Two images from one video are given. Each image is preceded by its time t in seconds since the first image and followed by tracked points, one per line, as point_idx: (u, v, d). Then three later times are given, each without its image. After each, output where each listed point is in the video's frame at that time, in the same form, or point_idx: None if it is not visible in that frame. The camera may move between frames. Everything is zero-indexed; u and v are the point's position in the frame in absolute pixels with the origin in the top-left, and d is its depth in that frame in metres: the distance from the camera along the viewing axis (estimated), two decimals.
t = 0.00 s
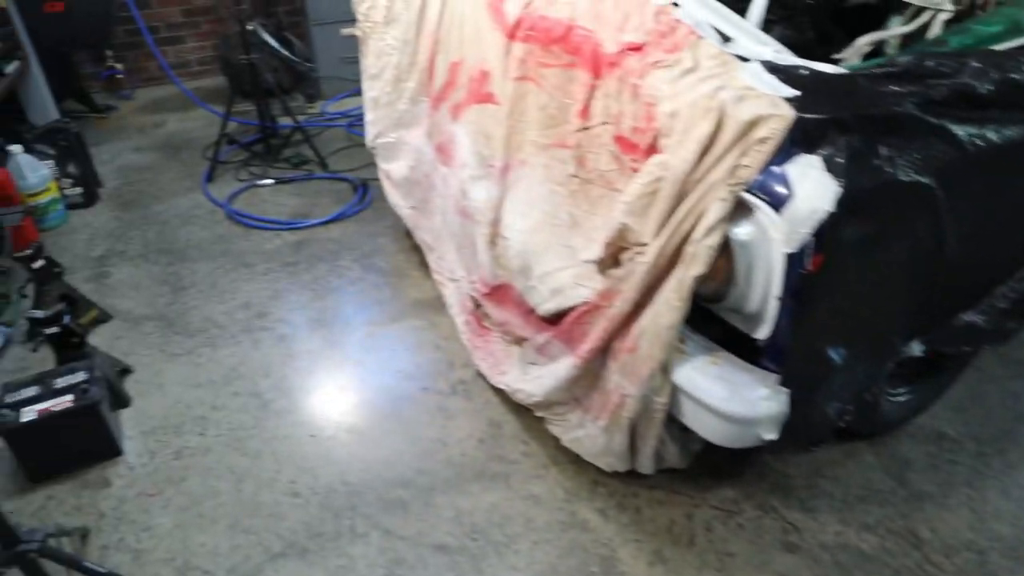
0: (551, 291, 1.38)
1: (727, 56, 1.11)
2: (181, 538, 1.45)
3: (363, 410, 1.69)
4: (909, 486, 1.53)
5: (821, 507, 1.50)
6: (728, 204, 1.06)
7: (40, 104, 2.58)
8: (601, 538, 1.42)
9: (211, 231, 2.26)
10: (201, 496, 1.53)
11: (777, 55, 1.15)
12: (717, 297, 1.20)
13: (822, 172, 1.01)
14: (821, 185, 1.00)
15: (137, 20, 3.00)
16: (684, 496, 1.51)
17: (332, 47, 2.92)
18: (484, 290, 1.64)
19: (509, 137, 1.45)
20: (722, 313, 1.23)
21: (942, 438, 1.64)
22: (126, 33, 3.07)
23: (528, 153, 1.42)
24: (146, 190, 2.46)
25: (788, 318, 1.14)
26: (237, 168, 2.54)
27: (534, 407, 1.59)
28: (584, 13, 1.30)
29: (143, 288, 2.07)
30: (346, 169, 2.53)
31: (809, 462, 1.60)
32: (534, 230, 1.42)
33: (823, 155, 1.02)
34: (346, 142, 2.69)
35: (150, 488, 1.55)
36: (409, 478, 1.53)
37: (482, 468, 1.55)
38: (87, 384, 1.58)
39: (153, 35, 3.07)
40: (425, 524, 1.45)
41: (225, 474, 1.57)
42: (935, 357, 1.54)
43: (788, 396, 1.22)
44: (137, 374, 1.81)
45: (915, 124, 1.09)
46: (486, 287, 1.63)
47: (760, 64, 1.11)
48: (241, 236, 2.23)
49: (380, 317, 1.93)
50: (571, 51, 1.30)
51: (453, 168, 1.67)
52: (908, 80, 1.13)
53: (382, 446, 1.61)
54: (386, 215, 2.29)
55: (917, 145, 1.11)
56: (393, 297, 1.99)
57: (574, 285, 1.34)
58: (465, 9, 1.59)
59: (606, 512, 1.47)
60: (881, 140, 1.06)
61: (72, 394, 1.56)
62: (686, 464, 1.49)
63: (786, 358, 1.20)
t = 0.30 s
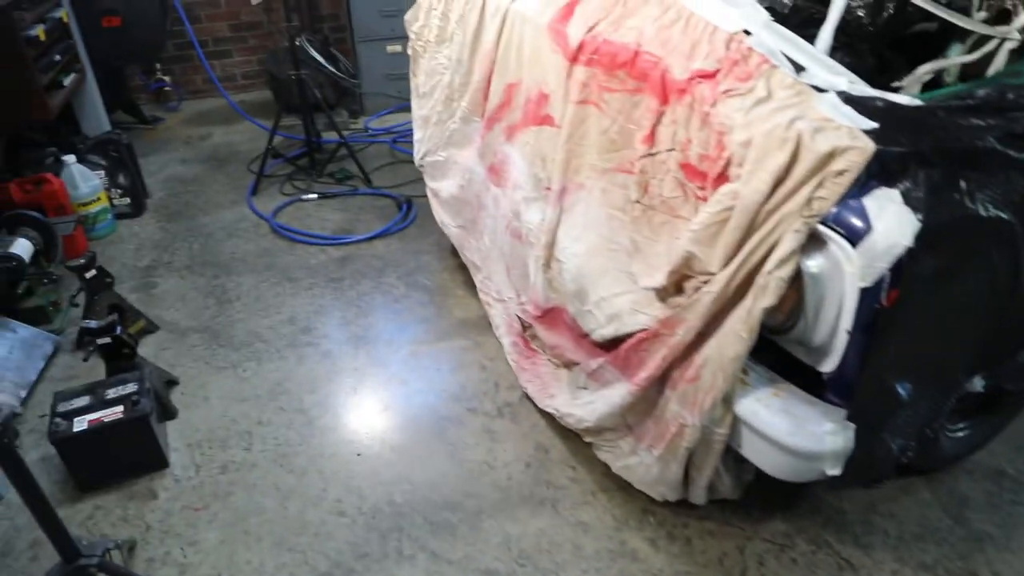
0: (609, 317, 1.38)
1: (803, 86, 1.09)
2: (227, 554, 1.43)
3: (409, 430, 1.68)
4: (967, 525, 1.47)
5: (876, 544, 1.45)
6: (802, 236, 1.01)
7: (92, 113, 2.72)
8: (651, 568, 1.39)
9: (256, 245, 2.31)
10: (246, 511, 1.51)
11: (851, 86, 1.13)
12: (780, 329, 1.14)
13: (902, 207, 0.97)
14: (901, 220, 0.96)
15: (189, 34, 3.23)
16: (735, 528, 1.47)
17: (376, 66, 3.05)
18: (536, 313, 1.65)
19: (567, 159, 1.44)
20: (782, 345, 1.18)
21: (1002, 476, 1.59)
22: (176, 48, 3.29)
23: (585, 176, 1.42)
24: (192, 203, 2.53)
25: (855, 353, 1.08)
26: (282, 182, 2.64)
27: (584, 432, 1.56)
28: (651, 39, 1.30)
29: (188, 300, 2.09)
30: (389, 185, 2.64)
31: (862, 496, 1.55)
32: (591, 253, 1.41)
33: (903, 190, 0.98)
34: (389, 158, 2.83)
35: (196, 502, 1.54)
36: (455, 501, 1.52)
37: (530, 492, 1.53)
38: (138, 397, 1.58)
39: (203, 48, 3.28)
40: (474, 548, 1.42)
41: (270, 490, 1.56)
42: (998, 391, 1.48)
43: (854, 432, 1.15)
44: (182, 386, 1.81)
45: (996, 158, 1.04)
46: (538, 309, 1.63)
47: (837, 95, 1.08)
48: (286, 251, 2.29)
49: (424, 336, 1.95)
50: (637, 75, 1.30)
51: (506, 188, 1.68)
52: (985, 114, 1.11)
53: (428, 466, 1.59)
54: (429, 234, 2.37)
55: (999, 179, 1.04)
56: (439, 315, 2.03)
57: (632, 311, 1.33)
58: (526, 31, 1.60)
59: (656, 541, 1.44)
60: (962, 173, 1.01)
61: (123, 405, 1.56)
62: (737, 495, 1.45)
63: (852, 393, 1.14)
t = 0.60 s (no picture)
0: (641, 330, 1.36)
1: (850, 103, 1.08)
2: (249, 557, 1.41)
3: (432, 436, 1.68)
4: (999, 550, 1.45)
5: (905, 565, 1.43)
6: (846, 254, 0.99)
7: (120, 110, 2.76)
8: None
9: (280, 246, 2.35)
10: (268, 515, 1.50)
11: (898, 104, 1.11)
12: (818, 347, 1.11)
13: (950, 228, 0.94)
14: (950, 242, 0.94)
15: (218, 33, 3.30)
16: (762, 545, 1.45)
17: (402, 71, 3.08)
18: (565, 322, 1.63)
19: (602, 169, 1.43)
20: (819, 363, 1.16)
21: None
22: (204, 47, 3.35)
23: (620, 186, 1.41)
24: (217, 202, 2.58)
25: (895, 374, 1.03)
26: (307, 184, 2.71)
27: (609, 444, 1.55)
28: (693, 51, 1.29)
29: (212, 299, 2.11)
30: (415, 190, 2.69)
31: (891, 517, 1.53)
32: (624, 264, 1.40)
33: (951, 212, 0.96)
34: (413, 163, 2.88)
35: (218, 503, 1.52)
36: (479, 510, 1.50)
37: (555, 503, 1.52)
38: (164, 396, 1.57)
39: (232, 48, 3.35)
40: (497, 558, 1.41)
41: (293, 493, 1.54)
42: None
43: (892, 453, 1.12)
44: (206, 386, 1.81)
45: None
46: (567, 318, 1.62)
47: (884, 113, 1.07)
48: (310, 253, 2.32)
49: (448, 343, 1.95)
50: (677, 88, 1.29)
51: (536, 197, 1.69)
52: None
53: (451, 473, 1.58)
54: (453, 240, 2.39)
55: None
56: (463, 321, 2.03)
57: (665, 324, 1.32)
58: (563, 40, 1.61)
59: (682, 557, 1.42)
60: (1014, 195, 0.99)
61: (149, 403, 1.55)
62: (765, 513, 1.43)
63: (892, 414, 1.08)
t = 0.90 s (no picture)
0: (652, 337, 1.36)
1: (870, 114, 1.07)
2: (254, 557, 1.41)
3: (439, 439, 1.67)
4: (1007, 565, 1.44)
5: None
6: (864, 266, 0.98)
7: (131, 106, 2.76)
8: None
9: (289, 245, 2.35)
10: (274, 515, 1.49)
11: (918, 116, 1.11)
12: (833, 359, 1.11)
13: (969, 243, 0.94)
14: (968, 256, 0.94)
15: (230, 32, 3.31)
16: (769, 556, 1.44)
17: (412, 73, 3.09)
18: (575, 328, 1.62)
19: (617, 175, 1.43)
20: (830, 373, 1.14)
21: None
22: (216, 45, 3.37)
23: (634, 193, 1.41)
24: (226, 200, 2.59)
25: (910, 387, 1.01)
26: (315, 184, 2.71)
27: (617, 451, 1.54)
28: (711, 59, 1.29)
29: (220, 297, 2.10)
30: (424, 191, 2.70)
31: (898, 530, 1.52)
32: (636, 271, 1.39)
33: (970, 226, 0.96)
34: (422, 165, 2.88)
35: (224, 502, 1.51)
36: (486, 515, 1.50)
37: (562, 509, 1.51)
38: (171, 393, 1.56)
39: (243, 46, 3.36)
40: (503, 564, 1.40)
41: (298, 494, 1.54)
42: None
43: (905, 466, 1.10)
44: (212, 384, 1.81)
45: None
46: (577, 325, 1.61)
47: (905, 126, 1.06)
48: (319, 252, 2.32)
49: (455, 346, 1.95)
50: (695, 96, 1.29)
51: (548, 201, 1.70)
52: None
53: (458, 477, 1.58)
54: (461, 242, 2.39)
55: None
56: (471, 325, 2.03)
57: (678, 332, 1.31)
58: (579, 46, 1.61)
59: (688, 566, 1.41)
60: None
61: (156, 401, 1.54)
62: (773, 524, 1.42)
63: (907, 428, 1.06)
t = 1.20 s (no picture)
0: (647, 334, 1.36)
1: (859, 107, 1.08)
2: (252, 564, 1.40)
3: (435, 441, 1.67)
4: (1001, 551, 1.46)
5: (909, 567, 1.43)
6: (857, 258, 0.99)
7: (114, 115, 2.74)
8: None
9: (277, 251, 2.34)
10: (271, 522, 1.48)
11: (906, 108, 1.12)
12: (827, 351, 1.11)
13: (961, 233, 0.95)
14: (960, 246, 0.94)
15: (213, 38, 3.30)
16: (766, 549, 1.45)
17: (397, 77, 3.09)
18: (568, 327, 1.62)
19: (607, 172, 1.43)
20: (824, 365, 1.15)
21: None
22: (199, 52, 3.35)
23: (625, 190, 1.41)
24: (213, 207, 2.57)
25: (904, 378, 1.02)
26: (302, 189, 2.71)
27: (613, 448, 1.55)
28: (700, 55, 1.30)
29: (210, 305, 2.09)
30: (412, 194, 2.69)
31: (893, 519, 1.54)
32: (629, 268, 1.40)
33: (961, 217, 0.96)
34: (409, 167, 2.88)
35: (220, 511, 1.50)
36: (483, 516, 1.49)
37: (559, 508, 1.51)
38: (164, 403, 1.54)
39: (226, 52, 3.35)
40: (503, 564, 1.40)
41: (295, 500, 1.53)
42: None
43: (900, 455, 1.11)
44: (205, 393, 1.79)
45: None
46: (570, 323, 1.61)
47: (894, 118, 1.07)
48: (308, 258, 2.31)
49: (448, 348, 1.95)
50: (684, 92, 1.30)
51: (538, 201, 1.70)
52: None
53: (455, 478, 1.57)
54: (451, 244, 2.39)
55: None
56: (463, 326, 2.03)
57: (671, 328, 1.31)
58: (566, 45, 1.62)
59: (687, 561, 1.42)
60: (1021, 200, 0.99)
61: (149, 411, 1.53)
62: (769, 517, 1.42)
63: (900, 418, 1.06)
